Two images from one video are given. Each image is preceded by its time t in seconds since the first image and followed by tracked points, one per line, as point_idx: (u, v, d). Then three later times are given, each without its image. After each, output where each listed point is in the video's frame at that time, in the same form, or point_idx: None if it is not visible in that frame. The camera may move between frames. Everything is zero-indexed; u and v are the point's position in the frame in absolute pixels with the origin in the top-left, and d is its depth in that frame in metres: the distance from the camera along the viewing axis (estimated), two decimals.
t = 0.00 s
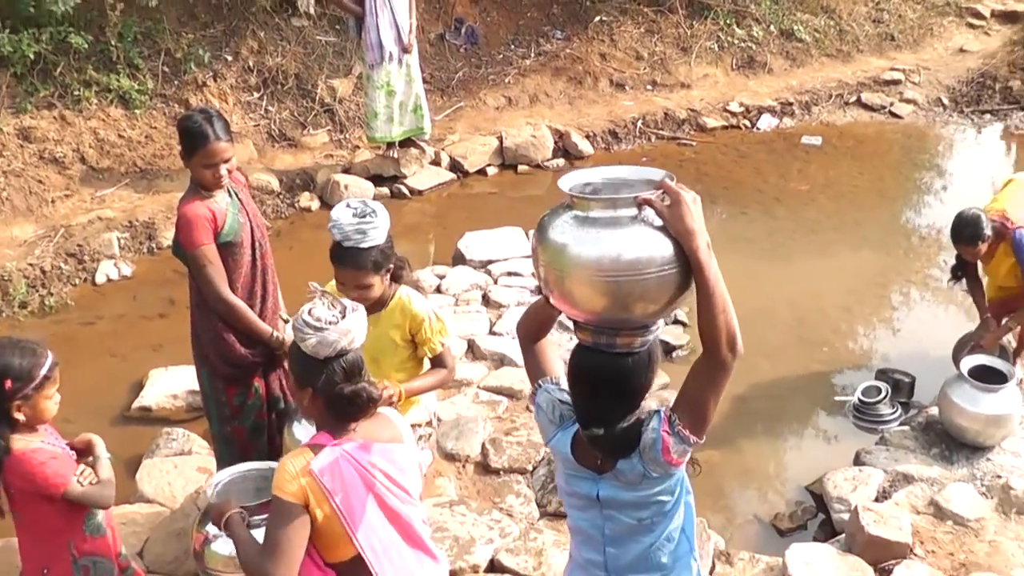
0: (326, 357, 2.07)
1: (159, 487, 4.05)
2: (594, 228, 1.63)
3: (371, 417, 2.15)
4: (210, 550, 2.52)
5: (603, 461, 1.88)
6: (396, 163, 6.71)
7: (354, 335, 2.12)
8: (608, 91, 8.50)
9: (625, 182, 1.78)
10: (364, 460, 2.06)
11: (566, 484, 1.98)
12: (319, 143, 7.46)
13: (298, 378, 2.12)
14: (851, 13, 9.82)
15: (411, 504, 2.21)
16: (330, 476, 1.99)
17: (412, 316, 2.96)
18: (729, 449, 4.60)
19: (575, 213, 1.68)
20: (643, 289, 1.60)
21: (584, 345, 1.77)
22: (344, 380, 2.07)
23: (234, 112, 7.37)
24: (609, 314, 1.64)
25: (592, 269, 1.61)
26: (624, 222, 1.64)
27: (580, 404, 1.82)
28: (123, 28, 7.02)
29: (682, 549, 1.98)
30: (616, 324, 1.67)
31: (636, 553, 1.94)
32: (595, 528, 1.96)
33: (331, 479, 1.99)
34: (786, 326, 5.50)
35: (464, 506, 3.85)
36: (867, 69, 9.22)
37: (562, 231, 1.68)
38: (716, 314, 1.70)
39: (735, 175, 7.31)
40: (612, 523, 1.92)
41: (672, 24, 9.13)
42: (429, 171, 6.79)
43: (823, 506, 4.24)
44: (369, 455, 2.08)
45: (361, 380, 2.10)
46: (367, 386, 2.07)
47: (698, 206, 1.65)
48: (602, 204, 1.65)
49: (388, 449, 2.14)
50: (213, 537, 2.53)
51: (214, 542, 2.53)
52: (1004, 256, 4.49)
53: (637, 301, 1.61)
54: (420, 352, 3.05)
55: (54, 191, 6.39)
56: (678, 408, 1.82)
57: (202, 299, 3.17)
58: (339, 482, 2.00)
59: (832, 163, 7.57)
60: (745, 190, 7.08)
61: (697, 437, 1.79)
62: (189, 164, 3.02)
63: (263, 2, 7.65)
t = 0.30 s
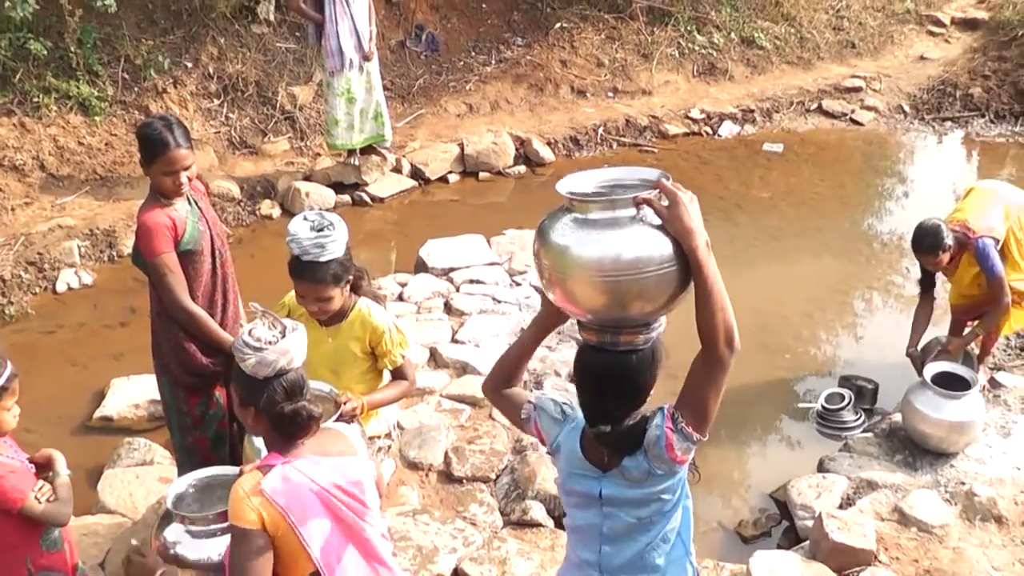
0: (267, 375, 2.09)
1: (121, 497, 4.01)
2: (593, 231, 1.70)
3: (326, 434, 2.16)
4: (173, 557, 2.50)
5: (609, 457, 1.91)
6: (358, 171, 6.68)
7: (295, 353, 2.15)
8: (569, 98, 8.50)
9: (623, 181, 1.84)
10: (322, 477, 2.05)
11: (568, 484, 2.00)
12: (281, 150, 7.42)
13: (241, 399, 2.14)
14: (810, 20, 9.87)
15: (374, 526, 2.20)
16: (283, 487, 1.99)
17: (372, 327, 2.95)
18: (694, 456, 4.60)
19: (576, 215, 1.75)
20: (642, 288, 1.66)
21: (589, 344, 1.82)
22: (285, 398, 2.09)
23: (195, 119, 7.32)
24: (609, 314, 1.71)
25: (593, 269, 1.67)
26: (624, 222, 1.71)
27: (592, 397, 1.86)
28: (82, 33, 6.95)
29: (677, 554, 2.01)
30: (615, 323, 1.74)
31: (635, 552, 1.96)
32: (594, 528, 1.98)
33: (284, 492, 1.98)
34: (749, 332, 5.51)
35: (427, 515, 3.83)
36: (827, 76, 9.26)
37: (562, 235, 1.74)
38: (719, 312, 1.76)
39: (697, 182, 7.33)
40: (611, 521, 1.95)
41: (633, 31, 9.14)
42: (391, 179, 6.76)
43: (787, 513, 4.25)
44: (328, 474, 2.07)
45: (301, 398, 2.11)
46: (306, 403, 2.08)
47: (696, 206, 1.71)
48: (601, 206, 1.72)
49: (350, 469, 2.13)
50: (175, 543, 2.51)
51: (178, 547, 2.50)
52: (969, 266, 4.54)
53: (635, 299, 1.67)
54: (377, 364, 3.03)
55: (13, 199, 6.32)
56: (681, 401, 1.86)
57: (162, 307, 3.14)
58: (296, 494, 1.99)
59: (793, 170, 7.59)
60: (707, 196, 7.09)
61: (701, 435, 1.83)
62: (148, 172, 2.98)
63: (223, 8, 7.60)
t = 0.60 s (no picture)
0: (250, 401, 2.16)
1: (122, 506, 4.01)
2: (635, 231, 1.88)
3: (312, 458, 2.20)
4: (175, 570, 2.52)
5: (647, 449, 2.08)
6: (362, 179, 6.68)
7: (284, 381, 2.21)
8: (573, 106, 8.50)
9: (659, 184, 2.03)
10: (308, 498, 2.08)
11: (603, 484, 2.15)
12: (285, 158, 7.42)
13: (229, 426, 2.21)
14: (815, 29, 9.87)
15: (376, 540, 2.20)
16: (267, 519, 2.01)
17: (374, 336, 2.94)
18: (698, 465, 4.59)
19: (616, 216, 1.94)
20: (680, 286, 1.85)
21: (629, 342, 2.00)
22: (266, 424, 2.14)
23: (199, 126, 7.32)
24: (644, 309, 1.90)
25: (633, 267, 1.86)
26: (663, 221, 1.90)
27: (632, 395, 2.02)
28: (87, 41, 6.94)
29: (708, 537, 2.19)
30: (651, 319, 1.93)
31: (672, 540, 2.14)
32: (632, 521, 2.14)
33: (269, 523, 2.01)
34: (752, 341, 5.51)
35: (430, 525, 3.82)
36: (832, 85, 9.26)
37: (605, 234, 1.92)
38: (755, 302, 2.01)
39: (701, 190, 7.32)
40: (649, 512, 2.12)
41: (637, 39, 9.14)
42: (395, 187, 6.76)
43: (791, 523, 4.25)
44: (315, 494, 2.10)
45: (282, 428, 2.15)
46: (283, 432, 2.12)
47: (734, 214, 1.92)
48: (642, 207, 1.90)
49: (335, 486, 2.16)
50: (179, 556, 2.52)
51: (180, 560, 2.52)
52: (971, 276, 4.54)
53: (671, 296, 1.86)
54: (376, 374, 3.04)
55: (17, 206, 6.32)
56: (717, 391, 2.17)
57: (165, 316, 3.14)
58: (284, 524, 2.02)
59: (797, 178, 7.59)
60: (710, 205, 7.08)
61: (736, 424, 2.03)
62: (152, 180, 2.98)
63: (228, 15, 7.60)
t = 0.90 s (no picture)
0: (257, 383, 2.13)
1: (116, 517, 3.99)
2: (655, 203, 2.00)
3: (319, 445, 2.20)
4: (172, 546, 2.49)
5: (674, 406, 2.25)
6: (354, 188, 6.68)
7: (298, 363, 2.17)
8: (565, 113, 8.50)
9: (678, 157, 2.15)
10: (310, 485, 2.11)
11: (631, 445, 2.32)
12: (277, 167, 7.41)
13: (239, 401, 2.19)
14: (806, 36, 9.89)
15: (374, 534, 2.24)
16: (263, 500, 2.05)
17: (363, 344, 2.93)
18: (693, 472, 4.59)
19: (639, 187, 2.06)
20: (701, 254, 1.98)
21: (649, 307, 2.15)
22: (272, 408, 2.12)
23: (191, 136, 7.31)
24: (666, 275, 2.03)
25: (658, 236, 1.98)
26: (686, 192, 2.02)
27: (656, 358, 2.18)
28: (78, 51, 6.93)
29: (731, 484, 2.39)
30: (672, 285, 2.06)
31: (704, 488, 2.32)
32: (665, 475, 2.31)
33: (266, 505, 2.04)
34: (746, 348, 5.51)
35: (425, 534, 3.81)
36: (823, 91, 9.27)
37: (628, 203, 2.05)
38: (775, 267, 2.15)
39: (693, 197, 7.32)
40: (683, 465, 2.29)
41: (629, 47, 9.14)
42: (387, 196, 6.75)
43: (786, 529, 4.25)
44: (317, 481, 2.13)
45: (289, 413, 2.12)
46: (289, 418, 2.09)
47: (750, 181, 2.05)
48: (665, 179, 2.02)
49: (341, 474, 2.19)
50: (175, 530, 2.49)
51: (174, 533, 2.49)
52: (963, 281, 4.53)
53: (693, 263, 2.00)
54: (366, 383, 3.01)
55: (9, 218, 6.31)
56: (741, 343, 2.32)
57: (158, 326, 3.13)
58: (278, 506, 2.05)
59: (790, 185, 7.59)
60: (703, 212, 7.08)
61: (756, 371, 2.22)
62: (144, 191, 2.98)
63: (219, 25, 7.57)
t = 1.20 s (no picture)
0: (286, 343, 2.29)
1: (113, 522, 3.99)
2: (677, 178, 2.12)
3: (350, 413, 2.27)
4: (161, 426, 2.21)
5: (687, 376, 2.31)
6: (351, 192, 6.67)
7: (331, 326, 2.30)
8: (562, 117, 8.49)
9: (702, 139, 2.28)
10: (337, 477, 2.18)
11: (646, 420, 2.37)
12: (274, 172, 7.41)
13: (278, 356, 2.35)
14: (802, 39, 9.89)
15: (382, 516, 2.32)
16: (294, 495, 2.10)
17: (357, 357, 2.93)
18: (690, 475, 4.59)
19: (664, 164, 2.17)
20: (720, 226, 2.09)
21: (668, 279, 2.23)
22: (306, 370, 2.29)
23: (187, 141, 7.31)
24: (686, 246, 2.13)
25: (680, 209, 2.09)
26: (708, 169, 2.14)
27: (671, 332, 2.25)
28: (75, 56, 6.91)
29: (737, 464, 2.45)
30: (690, 257, 2.16)
31: (717, 459, 2.38)
32: (680, 447, 2.36)
33: (297, 497, 2.10)
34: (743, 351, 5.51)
35: (422, 539, 3.81)
36: (820, 94, 9.27)
37: (653, 178, 2.16)
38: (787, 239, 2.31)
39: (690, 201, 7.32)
40: (697, 435, 2.35)
41: (625, 51, 9.15)
42: (384, 201, 6.75)
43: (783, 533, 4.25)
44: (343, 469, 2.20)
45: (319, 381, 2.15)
46: (317, 385, 2.13)
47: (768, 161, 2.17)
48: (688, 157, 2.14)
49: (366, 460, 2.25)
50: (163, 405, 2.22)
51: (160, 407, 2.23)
52: (958, 283, 4.54)
53: (711, 235, 2.10)
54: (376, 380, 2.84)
55: (6, 223, 6.30)
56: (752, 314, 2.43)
57: (154, 331, 3.12)
58: (307, 501, 2.11)
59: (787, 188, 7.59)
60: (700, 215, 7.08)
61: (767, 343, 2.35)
62: (140, 196, 2.98)
63: (216, 29, 7.58)
